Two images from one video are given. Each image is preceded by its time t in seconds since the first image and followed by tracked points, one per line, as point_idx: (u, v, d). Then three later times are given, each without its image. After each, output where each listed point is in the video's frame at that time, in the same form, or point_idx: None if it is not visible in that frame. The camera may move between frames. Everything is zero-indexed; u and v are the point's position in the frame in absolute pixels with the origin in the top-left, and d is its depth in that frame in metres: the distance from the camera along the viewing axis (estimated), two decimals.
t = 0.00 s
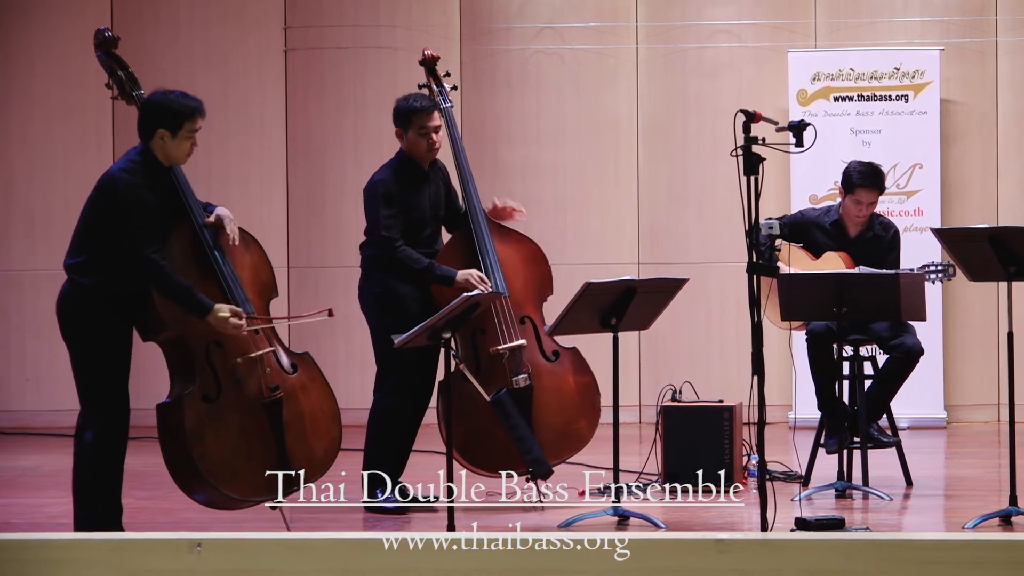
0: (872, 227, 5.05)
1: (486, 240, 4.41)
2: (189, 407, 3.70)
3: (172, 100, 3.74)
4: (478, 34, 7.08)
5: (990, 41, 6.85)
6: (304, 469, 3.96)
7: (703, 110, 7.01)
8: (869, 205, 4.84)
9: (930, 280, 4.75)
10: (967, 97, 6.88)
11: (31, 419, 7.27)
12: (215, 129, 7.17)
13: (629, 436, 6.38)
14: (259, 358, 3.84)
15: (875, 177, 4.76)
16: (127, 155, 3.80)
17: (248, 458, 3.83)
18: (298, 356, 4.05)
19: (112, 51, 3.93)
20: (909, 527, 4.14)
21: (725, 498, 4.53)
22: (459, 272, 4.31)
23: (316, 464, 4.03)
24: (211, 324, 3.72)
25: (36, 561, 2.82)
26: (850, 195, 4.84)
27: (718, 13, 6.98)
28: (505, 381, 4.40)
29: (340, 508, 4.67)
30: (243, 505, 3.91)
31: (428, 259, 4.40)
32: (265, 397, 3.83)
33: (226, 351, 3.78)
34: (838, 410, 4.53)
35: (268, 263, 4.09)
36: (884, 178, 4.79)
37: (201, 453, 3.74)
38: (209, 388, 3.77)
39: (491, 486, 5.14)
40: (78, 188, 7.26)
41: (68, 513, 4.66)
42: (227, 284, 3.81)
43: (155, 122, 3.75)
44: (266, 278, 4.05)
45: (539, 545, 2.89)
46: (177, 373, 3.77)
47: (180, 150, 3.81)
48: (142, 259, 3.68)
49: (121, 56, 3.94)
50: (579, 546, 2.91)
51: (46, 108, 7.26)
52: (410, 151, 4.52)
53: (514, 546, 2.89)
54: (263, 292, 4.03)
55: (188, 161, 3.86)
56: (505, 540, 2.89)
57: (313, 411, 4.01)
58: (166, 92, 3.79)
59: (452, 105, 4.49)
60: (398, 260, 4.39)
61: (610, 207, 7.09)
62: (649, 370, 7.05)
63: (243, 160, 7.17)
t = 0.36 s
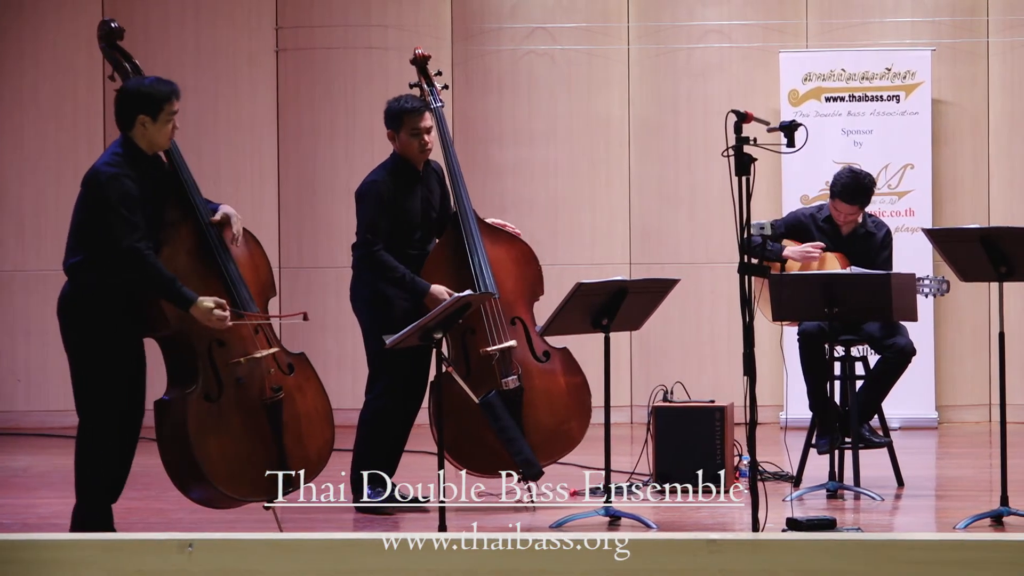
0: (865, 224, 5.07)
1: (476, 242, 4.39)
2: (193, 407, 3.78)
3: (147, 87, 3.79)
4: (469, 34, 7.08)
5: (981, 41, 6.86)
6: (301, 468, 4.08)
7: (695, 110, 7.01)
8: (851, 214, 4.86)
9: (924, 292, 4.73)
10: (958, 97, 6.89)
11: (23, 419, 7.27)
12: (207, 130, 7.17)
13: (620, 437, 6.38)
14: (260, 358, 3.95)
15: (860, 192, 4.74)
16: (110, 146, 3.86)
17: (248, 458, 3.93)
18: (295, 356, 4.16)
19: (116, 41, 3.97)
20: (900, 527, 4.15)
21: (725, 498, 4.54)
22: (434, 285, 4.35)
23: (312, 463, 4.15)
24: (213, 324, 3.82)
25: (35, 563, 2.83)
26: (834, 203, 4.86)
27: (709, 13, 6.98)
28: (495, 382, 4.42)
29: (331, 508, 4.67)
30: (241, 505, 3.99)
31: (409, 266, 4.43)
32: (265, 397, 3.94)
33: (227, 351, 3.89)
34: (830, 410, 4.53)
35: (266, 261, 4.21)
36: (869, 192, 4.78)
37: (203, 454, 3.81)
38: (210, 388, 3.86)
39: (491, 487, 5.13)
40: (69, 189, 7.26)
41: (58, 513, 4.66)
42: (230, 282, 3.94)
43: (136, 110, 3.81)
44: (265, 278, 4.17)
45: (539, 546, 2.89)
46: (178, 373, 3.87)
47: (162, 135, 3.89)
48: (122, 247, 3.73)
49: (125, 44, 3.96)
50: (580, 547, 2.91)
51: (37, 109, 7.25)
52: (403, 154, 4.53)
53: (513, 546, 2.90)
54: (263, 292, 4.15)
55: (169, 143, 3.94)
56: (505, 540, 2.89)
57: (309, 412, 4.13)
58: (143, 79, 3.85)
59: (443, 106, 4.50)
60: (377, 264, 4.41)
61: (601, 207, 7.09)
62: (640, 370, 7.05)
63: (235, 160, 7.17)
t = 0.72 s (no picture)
0: (855, 224, 5.07)
1: (466, 241, 4.40)
2: (190, 407, 3.90)
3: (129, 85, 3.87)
4: (460, 34, 7.08)
5: (972, 41, 6.87)
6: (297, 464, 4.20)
7: (686, 110, 7.01)
8: (841, 210, 4.86)
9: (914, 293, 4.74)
10: (949, 98, 6.89)
11: (15, 420, 7.26)
12: (198, 130, 7.16)
13: (611, 437, 6.39)
14: (254, 359, 4.06)
15: (849, 186, 4.75)
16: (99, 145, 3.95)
17: (242, 457, 4.05)
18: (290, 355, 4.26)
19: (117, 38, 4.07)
20: (891, 527, 4.16)
21: (728, 498, 4.54)
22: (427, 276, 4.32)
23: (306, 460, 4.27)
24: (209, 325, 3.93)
25: (35, 564, 2.92)
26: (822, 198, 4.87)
27: (700, 14, 6.98)
28: (486, 383, 4.43)
29: (322, 508, 4.67)
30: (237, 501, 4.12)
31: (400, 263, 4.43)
32: (259, 397, 4.06)
33: (223, 351, 3.99)
34: (820, 410, 4.53)
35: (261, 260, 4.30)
36: (859, 188, 4.77)
37: (201, 455, 3.94)
38: (206, 388, 3.98)
39: (492, 487, 5.14)
40: (59, 188, 7.25)
41: (47, 514, 4.66)
42: (228, 281, 4.04)
43: (121, 108, 3.90)
44: (261, 277, 4.26)
45: (539, 546, 3.00)
46: (175, 372, 3.98)
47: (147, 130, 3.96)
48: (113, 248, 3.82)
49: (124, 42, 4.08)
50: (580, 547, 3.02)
51: (27, 109, 7.24)
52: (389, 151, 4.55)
53: (513, 546, 3.01)
54: (260, 290, 4.26)
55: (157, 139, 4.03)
56: (504, 541, 3.01)
57: (303, 410, 4.25)
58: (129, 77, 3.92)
59: (433, 105, 4.48)
60: (369, 262, 4.42)
61: (593, 208, 7.09)
62: (631, 370, 7.05)
63: (226, 160, 7.17)
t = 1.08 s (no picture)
0: (845, 224, 5.06)
1: (457, 239, 4.42)
2: (183, 405, 3.90)
3: (135, 90, 3.88)
4: (451, 34, 7.08)
5: (963, 41, 6.87)
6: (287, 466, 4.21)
7: (677, 111, 7.01)
8: (836, 205, 4.84)
9: (905, 288, 4.65)
10: (939, 98, 6.89)
11: (7, 420, 7.26)
12: (189, 130, 7.16)
13: (601, 437, 6.39)
14: (248, 359, 4.07)
15: (841, 181, 4.75)
16: (97, 145, 3.96)
17: (235, 456, 4.06)
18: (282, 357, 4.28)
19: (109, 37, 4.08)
20: (882, 527, 4.16)
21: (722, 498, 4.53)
22: (428, 269, 4.34)
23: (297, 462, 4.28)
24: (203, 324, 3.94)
25: (35, 564, 2.98)
26: (816, 196, 4.84)
27: (691, 14, 6.97)
28: (477, 383, 4.43)
29: (313, 508, 4.67)
30: (228, 502, 4.12)
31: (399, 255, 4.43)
32: (253, 397, 4.07)
33: (216, 350, 4.00)
34: (811, 410, 4.53)
35: (253, 260, 4.31)
36: (851, 182, 4.77)
37: (193, 452, 3.94)
38: (200, 386, 3.98)
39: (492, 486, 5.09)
40: (50, 189, 7.25)
41: (37, 514, 4.65)
42: (221, 280, 4.04)
43: (118, 110, 3.91)
44: (254, 277, 4.28)
45: (539, 546, 3.06)
46: (169, 372, 3.99)
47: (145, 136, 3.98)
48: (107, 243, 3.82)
49: (116, 42, 4.09)
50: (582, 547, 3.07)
51: (19, 109, 7.24)
52: (371, 143, 4.57)
53: (514, 546, 3.06)
54: (251, 291, 4.27)
55: (155, 146, 4.03)
56: (504, 541, 3.05)
57: (294, 411, 4.27)
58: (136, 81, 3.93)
59: (423, 104, 4.49)
60: (367, 256, 4.41)
61: (583, 208, 7.09)
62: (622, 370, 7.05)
63: (218, 160, 7.18)
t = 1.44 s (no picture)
0: (836, 226, 5.05)
1: (449, 235, 4.41)
2: (171, 406, 3.90)
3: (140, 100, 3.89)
4: (441, 34, 7.07)
5: (952, 41, 6.87)
6: (273, 467, 4.22)
7: (666, 111, 7.01)
8: (828, 209, 4.83)
9: (895, 283, 4.67)
10: (929, 98, 6.90)
11: None
12: (178, 130, 7.16)
13: (590, 437, 6.39)
14: (235, 359, 4.08)
15: (834, 185, 4.75)
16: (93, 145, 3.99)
17: (222, 457, 4.06)
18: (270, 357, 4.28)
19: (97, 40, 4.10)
20: (871, 527, 4.16)
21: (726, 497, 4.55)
22: (426, 253, 4.30)
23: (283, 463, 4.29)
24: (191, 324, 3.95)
25: (35, 564, 2.99)
26: (807, 200, 4.84)
27: (680, 14, 6.98)
28: (468, 382, 4.42)
29: (302, 508, 4.66)
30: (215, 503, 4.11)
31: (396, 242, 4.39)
32: (241, 398, 4.07)
33: (204, 351, 4.01)
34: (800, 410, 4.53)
35: (241, 261, 4.32)
36: (842, 186, 4.78)
37: (180, 452, 3.94)
38: (187, 387, 3.98)
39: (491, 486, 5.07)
40: (40, 189, 7.24)
41: (24, 514, 4.65)
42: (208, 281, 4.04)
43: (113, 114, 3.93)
44: (242, 277, 4.28)
45: (539, 545, 3.11)
46: (157, 373, 3.98)
47: (135, 145, 3.97)
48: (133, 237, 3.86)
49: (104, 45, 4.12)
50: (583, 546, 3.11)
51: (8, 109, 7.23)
52: (361, 142, 4.57)
53: (514, 546, 3.10)
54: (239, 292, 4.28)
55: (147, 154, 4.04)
56: (504, 541, 3.09)
57: (281, 412, 4.27)
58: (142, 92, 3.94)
59: (418, 104, 4.42)
60: (365, 247, 4.38)
61: (573, 208, 7.09)
62: (612, 370, 7.05)
63: (208, 160, 7.17)
